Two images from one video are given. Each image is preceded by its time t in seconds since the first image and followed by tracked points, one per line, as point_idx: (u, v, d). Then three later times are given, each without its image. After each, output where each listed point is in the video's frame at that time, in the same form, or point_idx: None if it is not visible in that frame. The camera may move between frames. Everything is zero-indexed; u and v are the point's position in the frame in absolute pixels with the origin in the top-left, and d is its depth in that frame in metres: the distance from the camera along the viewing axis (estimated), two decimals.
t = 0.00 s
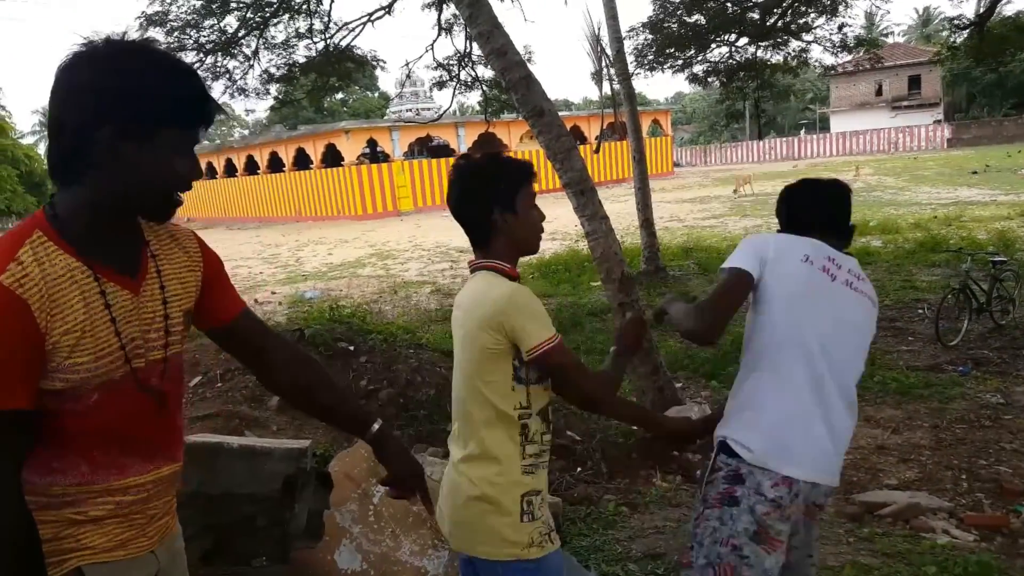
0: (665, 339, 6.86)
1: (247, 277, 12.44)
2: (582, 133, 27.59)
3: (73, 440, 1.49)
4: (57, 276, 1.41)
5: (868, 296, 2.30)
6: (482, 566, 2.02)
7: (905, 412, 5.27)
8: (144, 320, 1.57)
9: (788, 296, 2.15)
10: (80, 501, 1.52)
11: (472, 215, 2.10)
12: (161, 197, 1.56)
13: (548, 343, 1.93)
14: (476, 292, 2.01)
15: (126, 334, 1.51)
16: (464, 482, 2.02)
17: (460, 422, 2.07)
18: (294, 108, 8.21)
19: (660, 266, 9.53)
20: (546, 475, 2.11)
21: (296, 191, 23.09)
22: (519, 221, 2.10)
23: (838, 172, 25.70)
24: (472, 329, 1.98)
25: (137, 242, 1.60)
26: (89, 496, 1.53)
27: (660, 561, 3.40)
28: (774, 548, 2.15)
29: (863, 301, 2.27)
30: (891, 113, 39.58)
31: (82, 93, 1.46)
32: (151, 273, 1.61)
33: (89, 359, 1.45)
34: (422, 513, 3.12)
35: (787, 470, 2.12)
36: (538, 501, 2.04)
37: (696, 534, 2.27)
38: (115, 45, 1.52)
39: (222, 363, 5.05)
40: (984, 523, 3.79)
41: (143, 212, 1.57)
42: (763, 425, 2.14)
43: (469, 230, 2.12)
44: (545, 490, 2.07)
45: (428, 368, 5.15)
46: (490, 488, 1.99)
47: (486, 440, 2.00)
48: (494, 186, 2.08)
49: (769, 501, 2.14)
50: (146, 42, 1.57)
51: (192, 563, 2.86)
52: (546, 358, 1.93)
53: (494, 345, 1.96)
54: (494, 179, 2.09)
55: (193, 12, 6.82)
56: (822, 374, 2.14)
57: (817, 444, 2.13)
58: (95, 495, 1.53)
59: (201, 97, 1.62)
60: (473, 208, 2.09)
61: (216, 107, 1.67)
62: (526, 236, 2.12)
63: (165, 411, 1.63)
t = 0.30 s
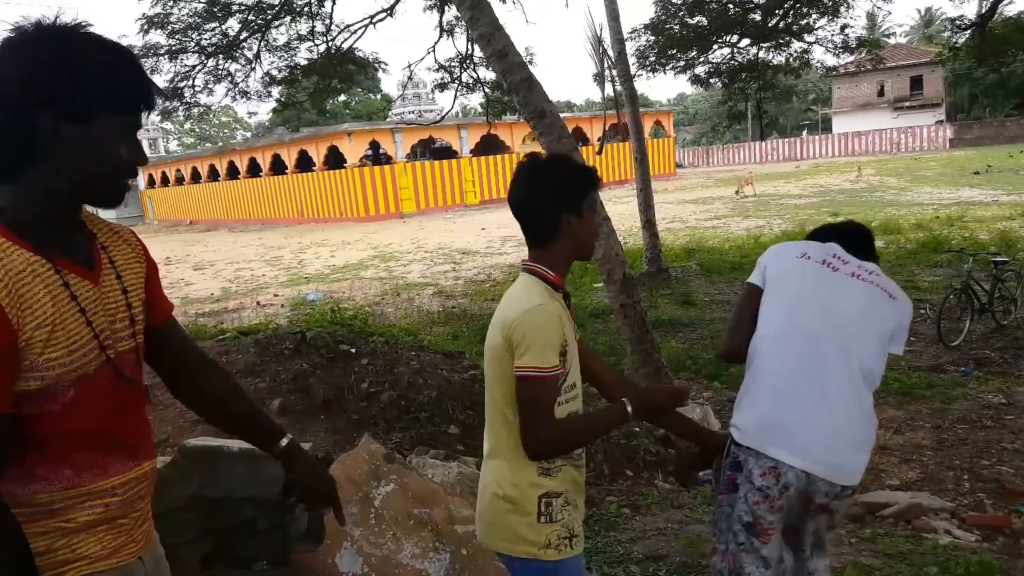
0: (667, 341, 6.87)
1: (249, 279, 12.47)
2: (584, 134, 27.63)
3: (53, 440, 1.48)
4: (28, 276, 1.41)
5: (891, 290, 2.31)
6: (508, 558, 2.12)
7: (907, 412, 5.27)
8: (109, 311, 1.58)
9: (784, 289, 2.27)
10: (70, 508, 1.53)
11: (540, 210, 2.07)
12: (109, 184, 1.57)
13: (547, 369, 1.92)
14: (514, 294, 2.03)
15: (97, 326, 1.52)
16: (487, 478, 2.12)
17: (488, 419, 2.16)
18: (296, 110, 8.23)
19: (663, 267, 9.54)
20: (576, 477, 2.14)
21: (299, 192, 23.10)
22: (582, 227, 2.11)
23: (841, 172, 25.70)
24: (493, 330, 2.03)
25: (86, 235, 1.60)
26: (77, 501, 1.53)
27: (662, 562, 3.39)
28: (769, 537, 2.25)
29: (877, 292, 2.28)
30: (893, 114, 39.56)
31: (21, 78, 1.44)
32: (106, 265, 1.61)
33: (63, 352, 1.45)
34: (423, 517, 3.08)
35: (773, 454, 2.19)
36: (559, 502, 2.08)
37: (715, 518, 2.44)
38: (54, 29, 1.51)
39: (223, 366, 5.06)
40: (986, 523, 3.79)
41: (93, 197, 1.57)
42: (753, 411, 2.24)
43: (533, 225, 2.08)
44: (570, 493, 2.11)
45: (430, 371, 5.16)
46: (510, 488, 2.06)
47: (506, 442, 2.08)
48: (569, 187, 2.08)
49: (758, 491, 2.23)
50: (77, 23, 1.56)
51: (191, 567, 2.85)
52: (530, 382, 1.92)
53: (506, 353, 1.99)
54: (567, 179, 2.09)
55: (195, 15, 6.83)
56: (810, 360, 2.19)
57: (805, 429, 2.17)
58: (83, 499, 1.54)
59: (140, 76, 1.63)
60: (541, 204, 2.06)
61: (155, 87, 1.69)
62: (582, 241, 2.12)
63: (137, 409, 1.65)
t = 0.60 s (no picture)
0: (666, 343, 6.88)
1: (248, 285, 12.48)
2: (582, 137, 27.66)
3: (41, 428, 1.51)
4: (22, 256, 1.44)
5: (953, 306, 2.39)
6: (529, 546, 2.14)
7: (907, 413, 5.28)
8: (82, 294, 1.62)
9: (855, 296, 2.34)
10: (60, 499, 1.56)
11: (562, 210, 2.10)
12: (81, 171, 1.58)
13: (553, 364, 1.94)
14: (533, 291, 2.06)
15: (74, 308, 1.57)
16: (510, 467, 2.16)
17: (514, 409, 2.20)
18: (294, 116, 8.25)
19: (662, 270, 9.55)
20: (598, 468, 2.14)
21: (297, 197, 23.09)
22: (602, 227, 2.13)
23: (839, 173, 25.71)
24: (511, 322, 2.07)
25: (45, 226, 1.63)
26: (66, 492, 1.57)
27: (662, 565, 3.40)
28: (827, 527, 2.34)
29: (945, 308, 2.36)
30: (890, 114, 39.57)
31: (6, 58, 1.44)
32: (71, 252, 1.66)
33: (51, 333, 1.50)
34: (422, 522, 3.14)
35: (835, 454, 2.27)
36: (575, 492, 2.09)
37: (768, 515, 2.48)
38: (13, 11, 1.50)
39: (222, 372, 5.07)
40: (986, 523, 3.80)
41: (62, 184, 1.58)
42: (817, 410, 2.32)
43: (555, 225, 2.11)
44: (588, 484, 2.11)
45: (429, 375, 5.17)
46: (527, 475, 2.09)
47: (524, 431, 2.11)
48: (591, 187, 2.10)
49: (818, 488, 2.31)
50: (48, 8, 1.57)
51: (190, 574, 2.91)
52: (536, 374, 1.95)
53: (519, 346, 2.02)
54: (591, 181, 2.11)
55: (192, 21, 6.85)
56: (880, 367, 2.26)
57: (870, 434, 2.25)
58: (72, 490, 1.58)
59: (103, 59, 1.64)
60: (564, 205, 2.09)
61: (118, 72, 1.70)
62: (601, 242, 2.14)
63: (109, 401, 1.69)
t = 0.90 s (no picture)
0: (662, 344, 6.90)
1: (243, 288, 12.48)
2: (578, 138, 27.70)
3: (43, 427, 1.54)
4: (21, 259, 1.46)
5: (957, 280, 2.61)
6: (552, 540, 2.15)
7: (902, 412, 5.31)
8: (69, 291, 1.64)
9: (898, 272, 2.48)
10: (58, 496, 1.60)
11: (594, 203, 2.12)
12: (59, 170, 1.58)
13: (571, 350, 1.96)
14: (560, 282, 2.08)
15: (65, 304, 1.59)
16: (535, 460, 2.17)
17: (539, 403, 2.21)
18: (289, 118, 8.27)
19: (657, 271, 9.58)
20: (620, 463, 2.16)
21: (292, 199, 23.10)
22: (631, 223, 2.15)
23: (834, 174, 25.76)
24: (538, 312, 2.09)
25: (18, 224, 1.63)
26: (64, 489, 1.61)
27: (657, 566, 3.41)
28: (877, 497, 2.46)
29: (958, 281, 2.57)
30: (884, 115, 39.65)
31: None
32: (48, 250, 1.67)
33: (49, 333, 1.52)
34: (417, 525, 3.18)
35: (891, 423, 2.41)
36: (599, 486, 2.11)
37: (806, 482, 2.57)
38: None
39: (216, 376, 5.08)
40: (979, 522, 3.82)
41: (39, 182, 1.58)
42: (868, 383, 2.44)
43: (584, 217, 2.13)
44: (610, 478, 2.13)
45: (423, 377, 5.19)
46: (551, 469, 2.11)
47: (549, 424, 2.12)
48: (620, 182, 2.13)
49: (873, 458, 2.43)
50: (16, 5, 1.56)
51: None
52: (558, 361, 1.97)
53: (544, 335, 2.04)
54: (622, 175, 2.14)
55: (186, 23, 6.87)
56: (926, 342, 2.42)
57: (925, 402, 2.41)
58: (70, 487, 1.62)
59: (79, 61, 1.65)
60: (597, 199, 2.12)
61: (90, 66, 1.70)
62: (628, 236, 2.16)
63: (95, 395, 1.72)
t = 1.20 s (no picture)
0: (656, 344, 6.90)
1: (238, 285, 12.47)
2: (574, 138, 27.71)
3: (37, 414, 1.53)
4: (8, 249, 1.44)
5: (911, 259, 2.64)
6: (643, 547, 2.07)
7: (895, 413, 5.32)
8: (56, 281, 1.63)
9: (875, 266, 2.45)
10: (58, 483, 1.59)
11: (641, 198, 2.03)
12: (39, 162, 1.56)
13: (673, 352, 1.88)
14: (622, 285, 1.97)
15: (53, 292, 1.58)
16: (613, 471, 2.07)
17: (598, 412, 2.09)
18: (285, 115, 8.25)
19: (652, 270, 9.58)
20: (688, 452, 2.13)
21: (288, 197, 23.05)
22: (676, 221, 2.06)
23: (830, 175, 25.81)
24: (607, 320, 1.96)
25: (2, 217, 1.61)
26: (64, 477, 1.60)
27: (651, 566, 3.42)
28: (866, 499, 2.43)
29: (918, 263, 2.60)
30: (880, 115, 39.74)
31: None
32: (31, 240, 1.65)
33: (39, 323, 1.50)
34: (410, 523, 3.19)
35: (877, 422, 2.42)
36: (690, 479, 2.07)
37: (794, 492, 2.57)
38: None
39: (210, 373, 5.07)
40: (972, 523, 3.82)
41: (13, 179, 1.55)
42: (861, 385, 2.44)
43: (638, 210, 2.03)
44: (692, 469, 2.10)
45: (418, 375, 5.17)
46: (645, 476, 2.03)
47: (632, 433, 2.03)
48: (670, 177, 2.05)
49: (859, 457, 2.43)
50: None
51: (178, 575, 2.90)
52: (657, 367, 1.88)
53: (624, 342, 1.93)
54: (672, 172, 2.05)
55: (181, 20, 6.85)
56: (908, 336, 2.45)
57: (906, 395, 2.43)
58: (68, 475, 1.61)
59: (53, 61, 1.64)
60: (645, 192, 2.03)
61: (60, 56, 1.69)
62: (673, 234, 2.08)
63: (84, 384, 1.71)
